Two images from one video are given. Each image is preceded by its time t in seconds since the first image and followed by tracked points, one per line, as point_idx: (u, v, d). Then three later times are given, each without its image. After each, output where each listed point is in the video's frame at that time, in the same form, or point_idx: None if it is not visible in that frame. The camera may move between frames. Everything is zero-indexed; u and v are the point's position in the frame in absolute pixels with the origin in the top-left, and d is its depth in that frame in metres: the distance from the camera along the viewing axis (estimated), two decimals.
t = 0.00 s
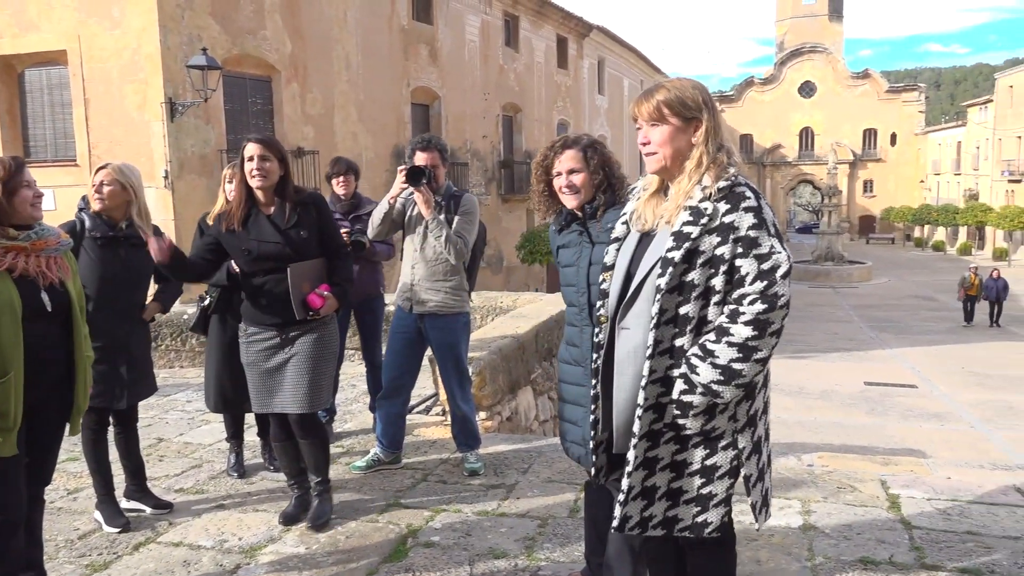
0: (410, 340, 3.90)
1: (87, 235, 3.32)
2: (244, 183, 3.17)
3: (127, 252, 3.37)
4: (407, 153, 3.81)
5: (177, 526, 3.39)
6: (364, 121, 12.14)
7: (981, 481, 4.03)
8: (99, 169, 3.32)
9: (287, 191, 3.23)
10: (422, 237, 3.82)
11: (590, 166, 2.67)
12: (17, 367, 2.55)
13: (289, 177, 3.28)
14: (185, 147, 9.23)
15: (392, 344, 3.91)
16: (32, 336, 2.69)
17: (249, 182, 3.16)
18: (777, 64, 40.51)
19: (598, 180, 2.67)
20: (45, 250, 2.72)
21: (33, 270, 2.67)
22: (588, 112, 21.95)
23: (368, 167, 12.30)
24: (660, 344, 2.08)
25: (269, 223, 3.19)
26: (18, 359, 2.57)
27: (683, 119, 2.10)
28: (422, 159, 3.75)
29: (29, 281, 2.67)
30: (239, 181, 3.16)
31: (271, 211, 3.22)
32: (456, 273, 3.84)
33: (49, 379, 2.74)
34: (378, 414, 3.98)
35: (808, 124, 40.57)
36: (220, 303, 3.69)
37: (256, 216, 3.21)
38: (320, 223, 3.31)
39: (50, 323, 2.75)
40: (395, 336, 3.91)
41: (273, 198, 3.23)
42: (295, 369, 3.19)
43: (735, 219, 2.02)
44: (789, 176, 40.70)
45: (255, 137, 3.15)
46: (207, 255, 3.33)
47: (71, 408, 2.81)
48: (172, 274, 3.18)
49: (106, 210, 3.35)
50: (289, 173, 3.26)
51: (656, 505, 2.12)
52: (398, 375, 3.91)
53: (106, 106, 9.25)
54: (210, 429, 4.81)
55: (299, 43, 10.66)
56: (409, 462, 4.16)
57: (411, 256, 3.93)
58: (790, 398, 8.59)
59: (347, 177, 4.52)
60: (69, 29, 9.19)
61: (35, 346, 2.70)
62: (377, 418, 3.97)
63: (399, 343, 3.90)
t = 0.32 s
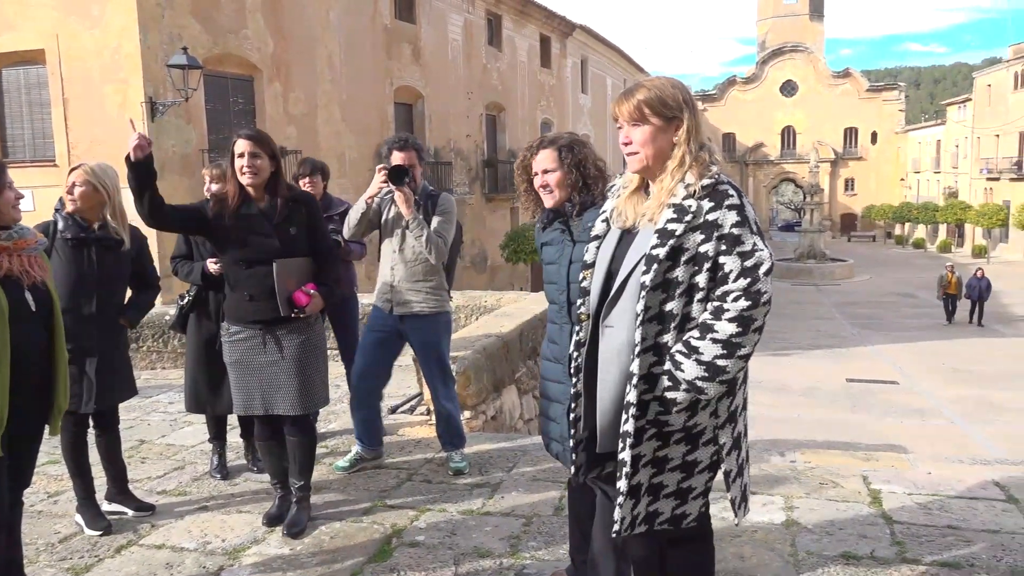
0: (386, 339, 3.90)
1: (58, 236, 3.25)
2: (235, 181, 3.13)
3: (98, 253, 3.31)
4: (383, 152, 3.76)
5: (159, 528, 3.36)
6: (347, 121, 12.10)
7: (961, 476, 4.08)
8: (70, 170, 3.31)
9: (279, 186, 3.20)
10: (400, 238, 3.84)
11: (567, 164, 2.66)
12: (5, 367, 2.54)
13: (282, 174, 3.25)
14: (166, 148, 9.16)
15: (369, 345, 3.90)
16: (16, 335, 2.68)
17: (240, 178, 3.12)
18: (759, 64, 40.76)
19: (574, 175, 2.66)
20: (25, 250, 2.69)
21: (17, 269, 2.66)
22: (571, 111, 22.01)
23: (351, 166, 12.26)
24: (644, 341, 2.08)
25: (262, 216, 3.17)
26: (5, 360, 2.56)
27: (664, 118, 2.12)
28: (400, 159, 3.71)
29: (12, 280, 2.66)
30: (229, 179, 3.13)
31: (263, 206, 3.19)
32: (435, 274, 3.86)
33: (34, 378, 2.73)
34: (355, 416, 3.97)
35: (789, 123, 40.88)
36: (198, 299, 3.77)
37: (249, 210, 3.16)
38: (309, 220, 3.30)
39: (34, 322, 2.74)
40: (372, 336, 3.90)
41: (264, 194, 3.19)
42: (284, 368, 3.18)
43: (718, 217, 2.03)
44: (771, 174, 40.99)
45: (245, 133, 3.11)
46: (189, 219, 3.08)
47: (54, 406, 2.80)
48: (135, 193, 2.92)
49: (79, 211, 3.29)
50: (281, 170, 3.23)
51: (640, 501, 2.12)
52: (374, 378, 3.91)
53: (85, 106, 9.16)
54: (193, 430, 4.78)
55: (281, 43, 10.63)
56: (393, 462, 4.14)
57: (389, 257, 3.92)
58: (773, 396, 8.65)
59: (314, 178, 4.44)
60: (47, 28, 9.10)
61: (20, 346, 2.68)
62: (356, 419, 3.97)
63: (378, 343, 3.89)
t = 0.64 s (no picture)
0: (351, 341, 3.89)
1: (45, 234, 3.24)
2: (232, 178, 3.13)
3: (81, 250, 3.26)
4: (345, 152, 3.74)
5: (151, 526, 3.35)
6: (340, 119, 12.09)
7: (952, 472, 4.10)
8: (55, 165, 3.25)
9: (276, 184, 3.20)
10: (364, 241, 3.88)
11: (553, 161, 2.66)
12: None
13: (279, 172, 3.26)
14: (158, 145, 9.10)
15: (332, 348, 3.89)
16: (8, 333, 2.67)
17: (237, 176, 3.13)
18: (752, 62, 40.84)
19: (562, 173, 2.65)
20: (16, 247, 2.70)
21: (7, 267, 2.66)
22: (564, 109, 22.03)
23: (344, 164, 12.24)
24: (633, 339, 2.09)
25: (258, 213, 3.16)
26: None
27: (652, 117, 2.12)
28: (361, 159, 3.68)
29: (3, 278, 2.66)
30: (227, 177, 3.13)
31: (259, 203, 3.19)
32: (399, 274, 3.91)
33: (25, 376, 2.73)
34: (318, 420, 3.93)
35: (782, 121, 40.98)
36: (186, 296, 3.77)
37: (245, 207, 3.16)
38: (304, 218, 3.29)
39: (26, 319, 2.74)
40: (335, 339, 3.89)
41: (261, 191, 3.19)
42: (272, 368, 3.16)
43: (707, 214, 2.04)
44: (764, 173, 41.09)
45: (244, 131, 3.11)
46: (184, 218, 3.07)
47: (45, 405, 2.80)
48: (133, 191, 2.93)
49: (63, 207, 3.24)
50: (280, 168, 3.23)
51: (630, 499, 2.12)
52: (338, 382, 3.88)
53: (76, 102, 9.12)
54: (186, 428, 4.77)
55: (273, 40, 10.60)
56: (386, 460, 4.14)
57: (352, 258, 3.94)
58: (764, 393, 8.68)
59: (303, 176, 4.42)
60: (38, 24, 9.05)
61: (12, 344, 2.68)
62: (318, 422, 3.92)
63: (343, 343, 3.88)
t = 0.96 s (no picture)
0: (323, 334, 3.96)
1: (42, 231, 3.24)
2: (231, 173, 3.15)
3: (75, 248, 3.25)
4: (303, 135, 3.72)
5: (148, 523, 3.35)
6: (337, 114, 12.08)
7: (949, 467, 4.11)
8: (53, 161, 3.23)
9: (274, 180, 3.19)
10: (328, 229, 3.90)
11: (543, 158, 2.64)
12: None
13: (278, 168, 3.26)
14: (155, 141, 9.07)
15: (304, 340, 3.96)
16: (5, 330, 2.67)
17: (236, 171, 3.13)
18: (750, 57, 40.79)
19: (554, 170, 2.62)
20: (10, 243, 2.71)
21: (3, 262, 2.66)
22: (562, 104, 22.00)
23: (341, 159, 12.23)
24: (628, 336, 2.09)
25: (255, 209, 3.16)
26: None
27: (644, 112, 2.11)
28: (319, 141, 3.65)
29: None
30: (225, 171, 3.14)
31: (258, 199, 3.18)
32: (359, 261, 3.94)
33: (23, 372, 2.72)
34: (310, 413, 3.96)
35: (780, 116, 40.95)
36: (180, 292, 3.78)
37: (243, 202, 3.16)
38: (302, 214, 3.29)
39: (22, 315, 2.74)
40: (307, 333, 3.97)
41: (259, 186, 3.19)
42: (269, 363, 3.16)
43: (700, 210, 2.04)
44: (762, 168, 41.07)
45: (243, 126, 3.11)
46: (181, 216, 3.08)
47: (41, 401, 2.80)
48: (130, 190, 2.96)
49: (60, 204, 3.24)
50: (278, 164, 3.22)
51: (627, 494, 2.12)
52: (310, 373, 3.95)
53: (72, 98, 9.09)
54: (183, 424, 4.77)
55: (269, 35, 10.58)
56: (383, 455, 4.14)
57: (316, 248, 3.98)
58: (762, 388, 8.70)
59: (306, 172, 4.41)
60: (33, 20, 9.02)
61: (9, 341, 2.68)
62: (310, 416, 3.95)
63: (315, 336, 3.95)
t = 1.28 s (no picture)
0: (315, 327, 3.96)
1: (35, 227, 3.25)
2: (230, 170, 3.14)
3: (65, 245, 3.25)
4: (288, 132, 3.69)
5: (146, 520, 3.34)
6: (336, 111, 12.09)
7: (946, 463, 4.11)
8: (47, 158, 3.22)
9: (273, 177, 3.18)
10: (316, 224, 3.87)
11: (538, 156, 2.63)
12: None
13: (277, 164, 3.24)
14: (153, 137, 9.04)
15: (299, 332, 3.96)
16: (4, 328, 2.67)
17: (234, 167, 3.12)
18: (748, 54, 40.74)
19: (548, 170, 2.60)
20: (9, 240, 2.71)
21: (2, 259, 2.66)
22: (560, 101, 21.97)
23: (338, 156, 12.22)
24: (625, 333, 2.09)
25: (253, 206, 3.15)
26: None
27: (645, 107, 2.11)
28: (302, 139, 3.62)
29: None
30: (223, 168, 3.13)
31: (255, 196, 3.17)
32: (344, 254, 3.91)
33: (22, 369, 2.73)
34: (309, 409, 3.97)
35: (779, 113, 40.94)
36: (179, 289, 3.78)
37: (241, 199, 3.16)
38: (301, 211, 3.28)
39: (20, 312, 2.74)
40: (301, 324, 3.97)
41: (258, 182, 3.18)
42: (268, 360, 3.16)
43: (695, 206, 2.04)
44: (761, 165, 41.05)
45: (241, 122, 3.11)
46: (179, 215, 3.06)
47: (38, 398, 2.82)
48: (129, 192, 2.93)
49: (53, 201, 3.24)
50: (276, 161, 3.21)
51: (626, 492, 2.12)
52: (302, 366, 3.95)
53: (69, 95, 9.08)
54: (181, 421, 4.77)
55: (267, 32, 10.57)
56: (381, 452, 4.14)
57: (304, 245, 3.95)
58: (762, 385, 8.70)
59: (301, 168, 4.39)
60: (31, 17, 9.01)
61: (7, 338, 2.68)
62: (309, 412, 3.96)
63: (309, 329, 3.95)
